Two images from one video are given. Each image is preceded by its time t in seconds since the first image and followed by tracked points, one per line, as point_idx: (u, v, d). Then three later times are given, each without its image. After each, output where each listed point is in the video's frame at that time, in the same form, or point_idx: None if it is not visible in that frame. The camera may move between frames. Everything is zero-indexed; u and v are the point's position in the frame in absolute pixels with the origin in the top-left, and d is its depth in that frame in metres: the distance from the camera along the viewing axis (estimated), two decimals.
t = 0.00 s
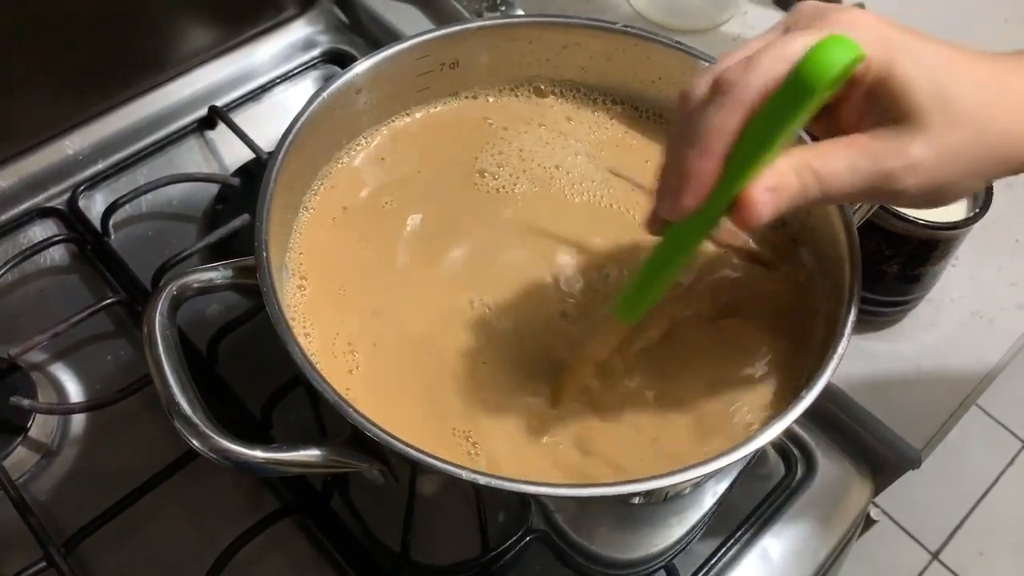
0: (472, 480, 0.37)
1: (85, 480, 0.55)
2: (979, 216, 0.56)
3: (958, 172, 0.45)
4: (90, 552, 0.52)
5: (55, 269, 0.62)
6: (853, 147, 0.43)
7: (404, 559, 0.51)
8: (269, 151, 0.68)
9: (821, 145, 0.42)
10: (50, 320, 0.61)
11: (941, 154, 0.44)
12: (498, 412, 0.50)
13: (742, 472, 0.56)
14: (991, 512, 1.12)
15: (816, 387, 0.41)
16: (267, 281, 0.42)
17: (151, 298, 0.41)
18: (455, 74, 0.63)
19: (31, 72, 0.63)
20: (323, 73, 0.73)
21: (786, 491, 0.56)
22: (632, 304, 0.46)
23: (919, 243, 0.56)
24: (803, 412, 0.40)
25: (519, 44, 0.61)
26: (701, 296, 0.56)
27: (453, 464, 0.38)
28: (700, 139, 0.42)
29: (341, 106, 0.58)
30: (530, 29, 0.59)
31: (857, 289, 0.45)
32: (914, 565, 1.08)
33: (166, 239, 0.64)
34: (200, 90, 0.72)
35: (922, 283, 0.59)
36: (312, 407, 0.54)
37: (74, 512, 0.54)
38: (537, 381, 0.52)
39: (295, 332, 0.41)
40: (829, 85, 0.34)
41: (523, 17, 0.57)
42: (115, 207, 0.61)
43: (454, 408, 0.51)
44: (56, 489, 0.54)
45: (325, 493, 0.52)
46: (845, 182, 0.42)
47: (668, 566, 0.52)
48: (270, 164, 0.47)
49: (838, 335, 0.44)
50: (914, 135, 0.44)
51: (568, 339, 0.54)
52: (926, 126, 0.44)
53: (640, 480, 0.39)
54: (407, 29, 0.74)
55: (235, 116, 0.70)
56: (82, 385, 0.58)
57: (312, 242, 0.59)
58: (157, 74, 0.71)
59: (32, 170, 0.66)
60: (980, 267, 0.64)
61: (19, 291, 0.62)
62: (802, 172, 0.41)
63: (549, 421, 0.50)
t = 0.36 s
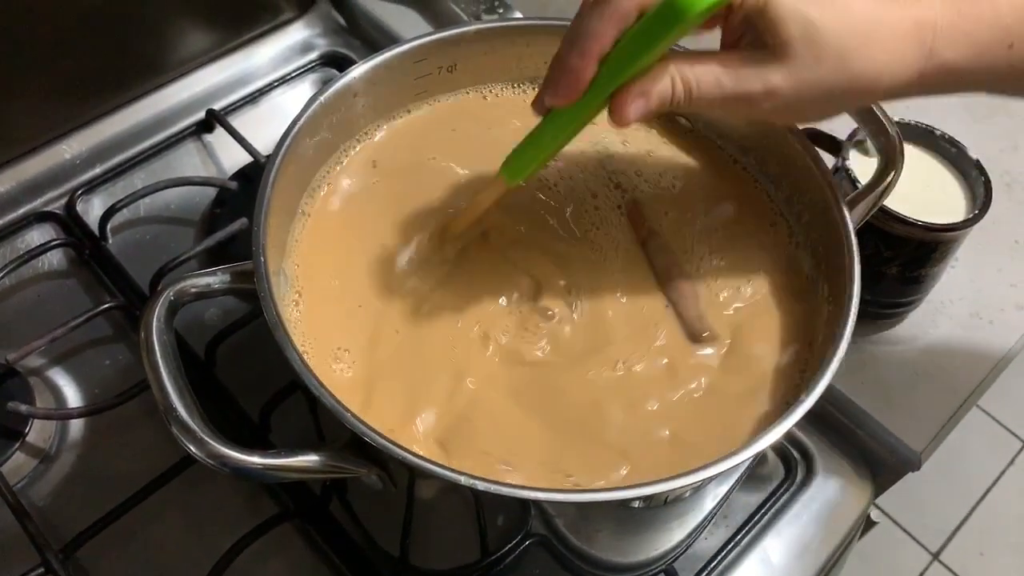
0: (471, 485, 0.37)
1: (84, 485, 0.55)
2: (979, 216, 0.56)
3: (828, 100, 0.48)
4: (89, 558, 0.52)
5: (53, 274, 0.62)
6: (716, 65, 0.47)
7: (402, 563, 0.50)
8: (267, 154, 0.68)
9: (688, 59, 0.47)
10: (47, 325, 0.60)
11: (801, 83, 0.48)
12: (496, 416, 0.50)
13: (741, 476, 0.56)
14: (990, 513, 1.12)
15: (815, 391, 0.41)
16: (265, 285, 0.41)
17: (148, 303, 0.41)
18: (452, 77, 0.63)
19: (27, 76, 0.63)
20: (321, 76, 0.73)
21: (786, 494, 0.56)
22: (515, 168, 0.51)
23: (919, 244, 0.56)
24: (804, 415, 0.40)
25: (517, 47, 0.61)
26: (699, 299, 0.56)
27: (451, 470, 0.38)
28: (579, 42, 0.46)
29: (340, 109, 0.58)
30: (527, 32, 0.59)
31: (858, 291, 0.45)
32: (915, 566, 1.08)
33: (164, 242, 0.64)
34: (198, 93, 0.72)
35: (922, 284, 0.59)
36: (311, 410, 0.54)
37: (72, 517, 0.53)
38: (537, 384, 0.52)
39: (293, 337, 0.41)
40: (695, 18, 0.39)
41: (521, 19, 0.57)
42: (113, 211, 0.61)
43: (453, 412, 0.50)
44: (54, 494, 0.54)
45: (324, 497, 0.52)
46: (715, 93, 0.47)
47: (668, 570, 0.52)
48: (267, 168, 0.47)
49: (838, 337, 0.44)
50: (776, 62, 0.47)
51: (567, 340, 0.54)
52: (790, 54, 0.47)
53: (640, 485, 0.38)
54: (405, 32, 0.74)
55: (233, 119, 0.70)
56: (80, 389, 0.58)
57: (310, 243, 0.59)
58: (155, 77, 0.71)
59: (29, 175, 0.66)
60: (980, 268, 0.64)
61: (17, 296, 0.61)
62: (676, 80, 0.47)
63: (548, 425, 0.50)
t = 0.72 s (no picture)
0: (476, 488, 0.37)
1: (87, 488, 0.54)
2: (983, 216, 0.56)
3: None
4: (92, 561, 0.52)
5: (55, 277, 0.62)
6: None
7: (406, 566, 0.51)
8: (269, 156, 0.68)
9: None
10: (50, 328, 0.60)
11: None
12: (499, 419, 0.50)
13: (745, 477, 0.55)
14: (995, 514, 1.11)
15: (820, 392, 0.41)
16: (268, 288, 0.41)
17: (151, 306, 0.41)
18: (455, 80, 0.63)
19: (30, 77, 0.63)
20: (323, 79, 0.73)
21: (790, 496, 0.56)
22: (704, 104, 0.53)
23: (923, 244, 0.56)
24: (809, 416, 0.40)
25: (520, 49, 0.61)
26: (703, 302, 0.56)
27: (456, 473, 0.38)
28: None
29: (342, 112, 0.58)
30: (529, 33, 0.59)
31: (862, 294, 0.45)
32: (919, 567, 1.08)
33: (166, 245, 0.64)
34: (199, 96, 0.72)
35: (926, 284, 0.59)
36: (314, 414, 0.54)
37: (75, 521, 0.53)
38: (540, 386, 0.51)
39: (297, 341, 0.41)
40: None
41: (522, 22, 0.57)
42: (115, 214, 0.61)
43: (456, 418, 0.50)
44: (57, 498, 0.54)
45: (327, 500, 0.52)
46: None
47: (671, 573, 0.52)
48: (270, 171, 0.47)
49: (842, 339, 0.44)
50: None
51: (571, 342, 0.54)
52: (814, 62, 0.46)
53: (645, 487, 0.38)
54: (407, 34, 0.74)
55: (235, 122, 0.70)
56: (83, 393, 0.58)
57: (312, 248, 0.59)
58: (156, 80, 0.71)
59: (31, 178, 0.66)
60: (984, 268, 0.64)
61: (19, 299, 0.61)
62: None
63: (553, 427, 0.50)
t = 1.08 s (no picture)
0: (481, 492, 0.37)
1: (91, 491, 0.55)
2: (985, 219, 0.56)
3: None
4: (97, 564, 0.52)
5: (59, 280, 0.62)
6: (964, 71, 0.41)
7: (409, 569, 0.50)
8: (272, 159, 0.68)
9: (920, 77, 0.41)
10: (53, 331, 0.60)
11: None
12: (503, 424, 0.50)
13: (749, 479, 0.55)
14: (996, 514, 1.12)
15: (825, 395, 0.41)
16: (273, 292, 0.41)
17: (156, 310, 0.41)
18: (457, 83, 0.63)
19: (32, 82, 0.63)
20: (325, 81, 0.73)
21: (794, 498, 0.56)
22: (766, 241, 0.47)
23: (925, 246, 0.56)
24: (814, 419, 0.40)
25: (522, 52, 0.61)
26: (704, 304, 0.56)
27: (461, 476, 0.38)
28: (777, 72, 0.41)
29: (346, 115, 0.58)
30: (532, 37, 0.59)
31: (866, 296, 0.45)
32: (920, 568, 1.08)
33: (170, 247, 0.64)
34: (202, 99, 0.72)
35: (928, 286, 0.59)
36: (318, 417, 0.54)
37: (79, 524, 0.53)
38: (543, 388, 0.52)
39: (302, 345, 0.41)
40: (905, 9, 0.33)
41: (525, 25, 0.57)
42: (118, 217, 0.61)
43: (459, 420, 0.50)
44: (61, 500, 0.54)
45: (330, 503, 0.52)
46: (957, 105, 0.41)
47: None
48: (275, 175, 0.47)
49: (846, 342, 0.44)
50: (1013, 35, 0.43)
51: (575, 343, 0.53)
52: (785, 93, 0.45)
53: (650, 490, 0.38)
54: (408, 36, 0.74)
55: (238, 124, 0.70)
56: (87, 396, 0.58)
57: (315, 250, 0.59)
58: (158, 83, 0.71)
59: (34, 181, 0.66)
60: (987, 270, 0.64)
61: (22, 302, 0.61)
62: (905, 101, 0.40)
63: (557, 430, 0.50)
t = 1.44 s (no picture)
0: (485, 495, 0.37)
1: (94, 493, 0.55)
2: (988, 221, 0.56)
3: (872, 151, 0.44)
4: (100, 567, 0.52)
5: (62, 283, 0.62)
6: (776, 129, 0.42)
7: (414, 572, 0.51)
8: (274, 162, 0.68)
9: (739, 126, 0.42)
10: (56, 334, 0.60)
11: (854, 135, 0.43)
12: (506, 426, 0.50)
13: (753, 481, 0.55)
14: (998, 516, 1.11)
15: (828, 397, 0.41)
16: (276, 295, 0.42)
17: (159, 314, 0.41)
18: (460, 86, 0.64)
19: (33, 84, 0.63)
20: (327, 84, 0.73)
21: (797, 500, 0.56)
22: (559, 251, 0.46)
23: (928, 248, 0.56)
24: (816, 422, 0.40)
25: (524, 54, 0.61)
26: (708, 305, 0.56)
27: (465, 479, 0.38)
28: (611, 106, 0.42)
29: (348, 118, 0.58)
30: (535, 40, 0.59)
31: (870, 297, 0.45)
32: (924, 569, 1.07)
33: (172, 250, 0.64)
34: (204, 102, 0.72)
35: (931, 288, 0.59)
36: (321, 419, 0.54)
37: (83, 527, 0.53)
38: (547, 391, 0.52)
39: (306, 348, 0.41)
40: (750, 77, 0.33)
41: (528, 28, 0.57)
42: (121, 221, 0.61)
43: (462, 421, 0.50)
44: (65, 503, 0.54)
45: (334, 506, 0.52)
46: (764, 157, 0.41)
47: None
48: (278, 178, 0.47)
49: (850, 343, 0.44)
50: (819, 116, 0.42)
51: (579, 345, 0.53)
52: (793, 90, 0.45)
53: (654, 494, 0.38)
54: (412, 39, 0.74)
55: (241, 127, 0.70)
56: (90, 398, 0.58)
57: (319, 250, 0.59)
58: (161, 86, 0.71)
59: (37, 184, 0.66)
60: (990, 271, 0.64)
61: (25, 305, 0.62)
62: (716, 147, 0.40)
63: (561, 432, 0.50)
